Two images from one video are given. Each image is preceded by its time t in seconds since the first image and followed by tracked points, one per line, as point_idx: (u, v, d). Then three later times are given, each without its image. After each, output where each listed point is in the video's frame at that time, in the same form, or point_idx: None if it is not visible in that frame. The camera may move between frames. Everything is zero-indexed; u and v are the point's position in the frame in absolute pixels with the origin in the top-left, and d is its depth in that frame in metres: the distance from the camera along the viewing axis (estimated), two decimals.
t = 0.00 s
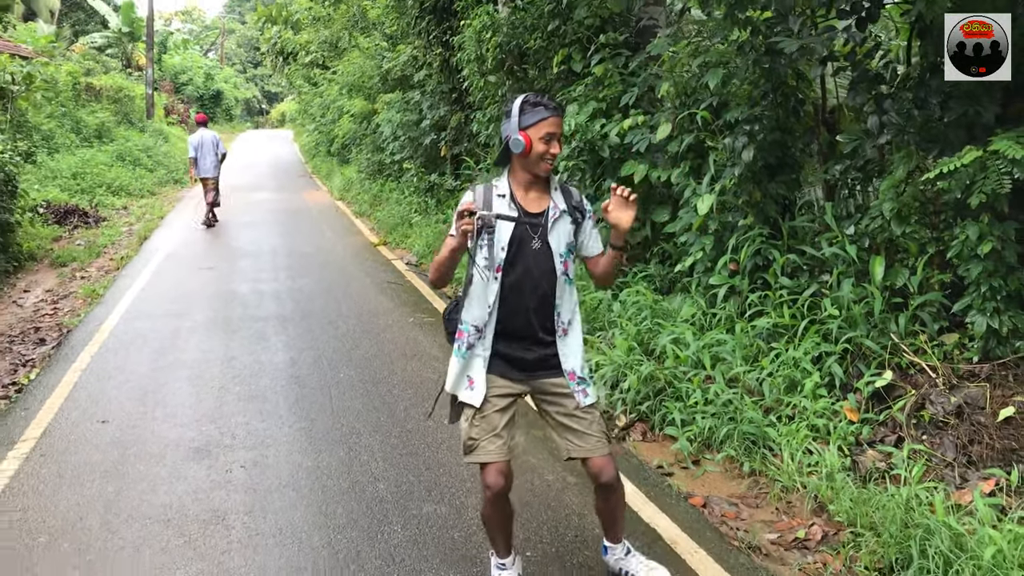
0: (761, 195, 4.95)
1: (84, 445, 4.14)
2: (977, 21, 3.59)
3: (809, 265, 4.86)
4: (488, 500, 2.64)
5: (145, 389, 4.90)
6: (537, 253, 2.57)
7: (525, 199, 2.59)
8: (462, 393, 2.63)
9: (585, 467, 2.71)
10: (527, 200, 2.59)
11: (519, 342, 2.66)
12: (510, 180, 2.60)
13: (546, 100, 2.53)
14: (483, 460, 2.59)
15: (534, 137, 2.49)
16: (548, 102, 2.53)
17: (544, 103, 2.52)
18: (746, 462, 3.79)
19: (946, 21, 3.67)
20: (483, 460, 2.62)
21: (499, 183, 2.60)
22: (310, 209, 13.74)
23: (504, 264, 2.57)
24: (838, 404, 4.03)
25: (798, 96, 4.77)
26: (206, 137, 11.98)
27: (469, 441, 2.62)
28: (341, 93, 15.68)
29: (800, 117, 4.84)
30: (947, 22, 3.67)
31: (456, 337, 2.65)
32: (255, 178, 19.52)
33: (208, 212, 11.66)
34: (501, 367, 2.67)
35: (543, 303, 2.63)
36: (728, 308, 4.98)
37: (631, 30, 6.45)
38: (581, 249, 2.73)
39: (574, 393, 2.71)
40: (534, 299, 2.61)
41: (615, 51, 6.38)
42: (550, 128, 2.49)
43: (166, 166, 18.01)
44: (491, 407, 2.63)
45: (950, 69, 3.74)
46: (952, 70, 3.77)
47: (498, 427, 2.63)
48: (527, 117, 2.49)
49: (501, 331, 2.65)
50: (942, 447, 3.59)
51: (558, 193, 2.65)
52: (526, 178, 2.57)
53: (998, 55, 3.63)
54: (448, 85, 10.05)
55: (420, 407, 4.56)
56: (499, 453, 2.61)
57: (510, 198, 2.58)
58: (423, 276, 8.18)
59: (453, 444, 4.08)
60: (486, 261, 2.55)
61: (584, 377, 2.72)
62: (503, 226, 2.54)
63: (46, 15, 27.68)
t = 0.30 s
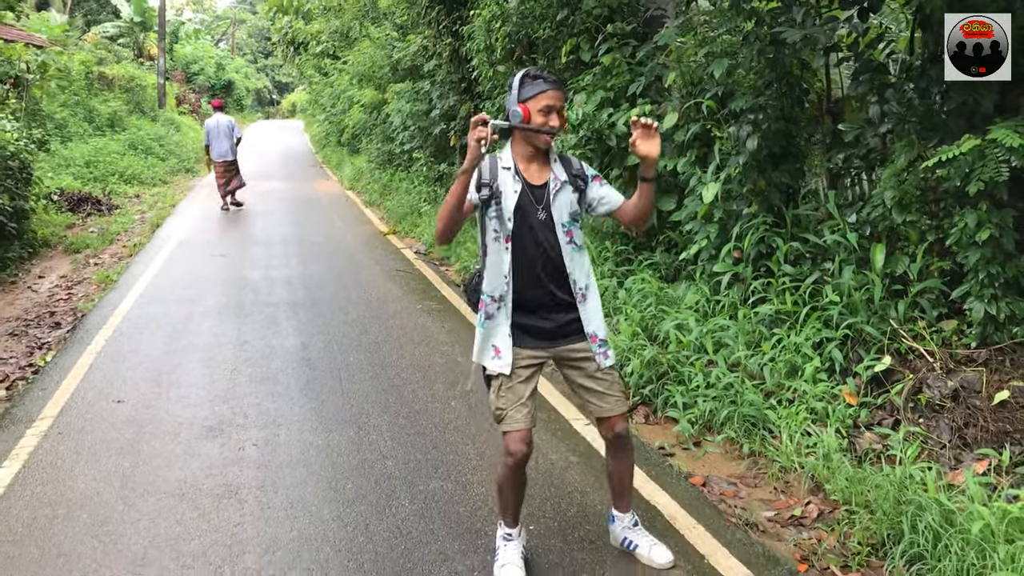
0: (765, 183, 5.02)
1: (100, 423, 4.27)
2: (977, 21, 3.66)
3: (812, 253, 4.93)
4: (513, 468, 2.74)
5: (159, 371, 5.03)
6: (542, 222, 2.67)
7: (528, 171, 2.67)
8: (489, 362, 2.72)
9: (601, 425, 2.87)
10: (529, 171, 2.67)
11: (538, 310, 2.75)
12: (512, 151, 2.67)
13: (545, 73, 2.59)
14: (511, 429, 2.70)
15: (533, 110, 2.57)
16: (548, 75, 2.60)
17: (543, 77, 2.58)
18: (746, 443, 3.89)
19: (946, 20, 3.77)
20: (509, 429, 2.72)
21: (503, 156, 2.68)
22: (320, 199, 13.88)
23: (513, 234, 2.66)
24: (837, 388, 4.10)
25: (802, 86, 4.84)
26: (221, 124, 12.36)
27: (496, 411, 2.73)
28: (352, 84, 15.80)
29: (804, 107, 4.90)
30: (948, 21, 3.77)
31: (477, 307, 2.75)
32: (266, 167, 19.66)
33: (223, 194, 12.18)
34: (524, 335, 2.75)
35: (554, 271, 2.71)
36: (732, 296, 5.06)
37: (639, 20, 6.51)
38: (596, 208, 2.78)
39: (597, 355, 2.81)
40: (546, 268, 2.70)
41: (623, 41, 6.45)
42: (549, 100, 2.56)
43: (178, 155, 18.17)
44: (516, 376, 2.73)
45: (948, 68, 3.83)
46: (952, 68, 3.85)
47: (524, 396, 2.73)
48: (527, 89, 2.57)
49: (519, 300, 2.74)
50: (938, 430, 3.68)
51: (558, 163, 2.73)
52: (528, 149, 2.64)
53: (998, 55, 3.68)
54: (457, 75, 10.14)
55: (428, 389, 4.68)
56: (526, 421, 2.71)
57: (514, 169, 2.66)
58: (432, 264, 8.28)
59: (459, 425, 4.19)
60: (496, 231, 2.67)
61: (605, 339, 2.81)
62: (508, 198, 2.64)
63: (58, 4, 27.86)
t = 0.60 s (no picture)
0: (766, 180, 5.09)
1: (112, 418, 4.36)
2: (978, 21, 3.74)
3: (812, 249, 5.00)
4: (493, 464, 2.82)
5: (170, 367, 5.12)
6: (543, 234, 2.73)
7: (532, 184, 2.72)
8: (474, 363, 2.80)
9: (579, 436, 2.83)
10: (533, 184, 2.72)
11: (524, 317, 2.83)
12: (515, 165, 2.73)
13: (530, 84, 2.67)
14: (490, 428, 2.77)
15: (519, 121, 2.64)
16: (540, 87, 2.67)
17: (533, 89, 2.66)
18: (746, 436, 3.96)
19: (946, 21, 3.83)
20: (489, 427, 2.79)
21: (507, 169, 2.73)
22: (327, 196, 13.97)
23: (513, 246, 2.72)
24: (836, 381, 4.17)
25: (803, 84, 4.90)
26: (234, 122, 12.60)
27: (476, 410, 2.79)
28: (358, 82, 15.89)
29: (804, 104, 4.96)
30: (947, 22, 3.83)
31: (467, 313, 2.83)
32: (272, 165, 19.75)
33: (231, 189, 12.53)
34: (510, 340, 2.83)
35: (548, 282, 2.78)
36: (733, 291, 5.13)
37: (642, 19, 6.58)
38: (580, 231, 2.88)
39: (579, 364, 2.87)
40: (539, 277, 2.77)
41: (626, 40, 6.52)
42: (536, 110, 2.62)
43: (185, 154, 18.28)
44: (496, 378, 2.79)
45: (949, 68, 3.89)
46: (952, 69, 3.92)
47: (504, 398, 2.79)
48: (515, 103, 2.65)
49: (507, 306, 2.82)
50: (935, 422, 3.75)
51: (564, 175, 2.79)
52: (527, 163, 2.70)
53: (998, 55, 3.75)
54: (462, 73, 10.22)
55: (434, 383, 4.77)
56: (505, 421, 2.78)
57: (518, 182, 2.70)
58: (437, 261, 8.36)
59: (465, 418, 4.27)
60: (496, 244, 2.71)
61: (588, 349, 2.88)
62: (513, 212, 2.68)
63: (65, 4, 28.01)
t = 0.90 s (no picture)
0: (759, 187, 5.16)
1: (116, 426, 4.41)
2: (978, 21, 3.75)
3: (805, 255, 5.07)
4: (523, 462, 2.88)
5: (171, 376, 5.17)
6: (568, 228, 2.74)
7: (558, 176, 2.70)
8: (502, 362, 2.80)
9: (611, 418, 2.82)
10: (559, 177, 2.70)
11: (549, 308, 2.85)
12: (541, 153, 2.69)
13: (570, 87, 2.57)
14: (522, 429, 2.81)
15: (553, 122, 2.58)
16: (579, 90, 2.58)
17: (572, 91, 2.57)
18: (741, 438, 4.02)
19: (947, 21, 3.87)
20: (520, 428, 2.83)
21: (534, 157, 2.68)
22: (324, 205, 14.04)
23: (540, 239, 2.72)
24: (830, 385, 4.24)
25: (794, 91, 4.99)
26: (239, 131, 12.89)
27: (507, 411, 2.82)
28: (355, 91, 16.00)
29: (796, 111, 5.05)
30: (948, 22, 3.87)
31: (490, 304, 2.80)
32: (269, 175, 19.82)
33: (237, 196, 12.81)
34: (536, 332, 2.84)
35: (572, 272, 2.82)
36: (728, 296, 5.20)
37: (636, 28, 6.67)
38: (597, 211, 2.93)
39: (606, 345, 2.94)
40: (563, 270, 2.80)
41: (620, 49, 6.62)
42: (571, 117, 2.55)
43: (182, 164, 18.34)
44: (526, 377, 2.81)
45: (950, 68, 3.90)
46: (953, 69, 3.92)
47: (535, 397, 2.82)
48: (552, 103, 2.57)
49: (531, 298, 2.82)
50: (926, 423, 3.82)
51: (586, 167, 2.77)
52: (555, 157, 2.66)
53: (998, 54, 3.77)
54: (459, 83, 10.32)
55: (433, 389, 4.83)
56: (536, 421, 2.82)
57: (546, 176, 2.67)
58: (435, 268, 8.43)
59: (465, 424, 4.33)
60: (523, 236, 2.69)
61: (611, 329, 2.96)
62: (541, 205, 2.66)
63: (63, 16, 28.12)
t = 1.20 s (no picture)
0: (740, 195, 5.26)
1: (104, 432, 4.41)
2: (978, 21, 3.71)
3: (784, 261, 5.17)
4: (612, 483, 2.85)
5: (158, 382, 5.17)
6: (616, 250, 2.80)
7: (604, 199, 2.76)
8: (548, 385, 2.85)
9: (641, 437, 2.84)
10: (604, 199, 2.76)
11: (604, 330, 2.83)
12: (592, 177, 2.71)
13: (631, 124, 2.61)
14: (606, 449, 2.80)
15: (608, 155, 2.64)
16: (639, 128, 2.63)
17: (633, 129, 2.61)
18: (722, 440, 4.09)
19: (947, 20, 3.82)
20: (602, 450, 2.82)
21: (588, 182, 2.69)
22: (308, 214, 14.04)
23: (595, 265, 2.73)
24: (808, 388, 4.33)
25: (774, 100, 5.10)
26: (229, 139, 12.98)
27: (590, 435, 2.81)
28: (339, 100, 16.03)
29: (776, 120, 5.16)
30: (948, 22, 3.82)
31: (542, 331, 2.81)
32: (253, 183, 19.77)
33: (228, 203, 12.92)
34: (592, 353, 2.84)
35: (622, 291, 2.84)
36: (710, 302, 5.28)
37: (618, 38, 6.77)
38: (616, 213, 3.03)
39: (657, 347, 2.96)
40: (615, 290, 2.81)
41: (603, 59, 6.72)
42: (631, 157, 2.62)
43: (166, 173, 18.26)
44: (598, 396, 2.81)
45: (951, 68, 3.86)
46: (953, 69, 3.89)
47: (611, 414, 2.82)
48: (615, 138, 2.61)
49: (584, 321, 2.81)
50: (902, 425, 3.92)
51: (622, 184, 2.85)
52: (605, 184, 2.72)
53: (998, 54, 3.73)
54: (443, 91, 10.39)
55: (419, 394, 4.87)
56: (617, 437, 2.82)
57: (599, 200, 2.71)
58: (420, 276, 8.47)
59: (451, 428, 4.37)
60: (579, 264, 2.70)
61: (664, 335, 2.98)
62: (595, 229, 2.71)
63: (44, 25, 27.95)
